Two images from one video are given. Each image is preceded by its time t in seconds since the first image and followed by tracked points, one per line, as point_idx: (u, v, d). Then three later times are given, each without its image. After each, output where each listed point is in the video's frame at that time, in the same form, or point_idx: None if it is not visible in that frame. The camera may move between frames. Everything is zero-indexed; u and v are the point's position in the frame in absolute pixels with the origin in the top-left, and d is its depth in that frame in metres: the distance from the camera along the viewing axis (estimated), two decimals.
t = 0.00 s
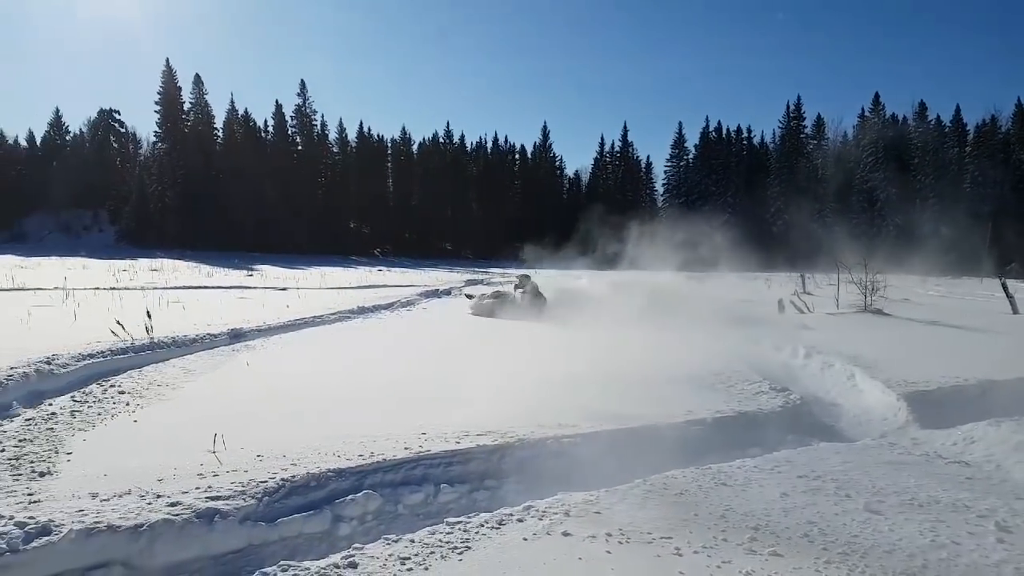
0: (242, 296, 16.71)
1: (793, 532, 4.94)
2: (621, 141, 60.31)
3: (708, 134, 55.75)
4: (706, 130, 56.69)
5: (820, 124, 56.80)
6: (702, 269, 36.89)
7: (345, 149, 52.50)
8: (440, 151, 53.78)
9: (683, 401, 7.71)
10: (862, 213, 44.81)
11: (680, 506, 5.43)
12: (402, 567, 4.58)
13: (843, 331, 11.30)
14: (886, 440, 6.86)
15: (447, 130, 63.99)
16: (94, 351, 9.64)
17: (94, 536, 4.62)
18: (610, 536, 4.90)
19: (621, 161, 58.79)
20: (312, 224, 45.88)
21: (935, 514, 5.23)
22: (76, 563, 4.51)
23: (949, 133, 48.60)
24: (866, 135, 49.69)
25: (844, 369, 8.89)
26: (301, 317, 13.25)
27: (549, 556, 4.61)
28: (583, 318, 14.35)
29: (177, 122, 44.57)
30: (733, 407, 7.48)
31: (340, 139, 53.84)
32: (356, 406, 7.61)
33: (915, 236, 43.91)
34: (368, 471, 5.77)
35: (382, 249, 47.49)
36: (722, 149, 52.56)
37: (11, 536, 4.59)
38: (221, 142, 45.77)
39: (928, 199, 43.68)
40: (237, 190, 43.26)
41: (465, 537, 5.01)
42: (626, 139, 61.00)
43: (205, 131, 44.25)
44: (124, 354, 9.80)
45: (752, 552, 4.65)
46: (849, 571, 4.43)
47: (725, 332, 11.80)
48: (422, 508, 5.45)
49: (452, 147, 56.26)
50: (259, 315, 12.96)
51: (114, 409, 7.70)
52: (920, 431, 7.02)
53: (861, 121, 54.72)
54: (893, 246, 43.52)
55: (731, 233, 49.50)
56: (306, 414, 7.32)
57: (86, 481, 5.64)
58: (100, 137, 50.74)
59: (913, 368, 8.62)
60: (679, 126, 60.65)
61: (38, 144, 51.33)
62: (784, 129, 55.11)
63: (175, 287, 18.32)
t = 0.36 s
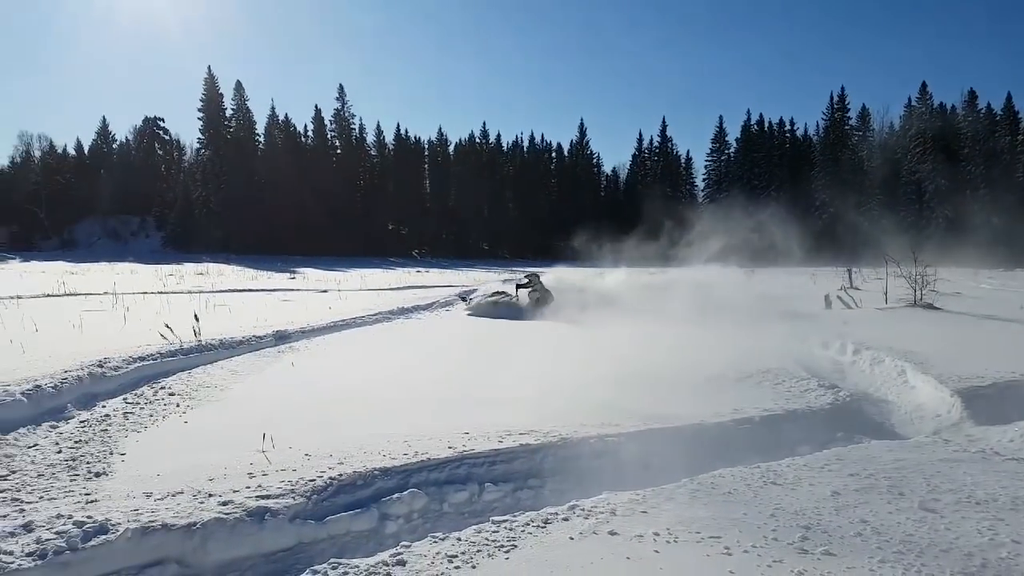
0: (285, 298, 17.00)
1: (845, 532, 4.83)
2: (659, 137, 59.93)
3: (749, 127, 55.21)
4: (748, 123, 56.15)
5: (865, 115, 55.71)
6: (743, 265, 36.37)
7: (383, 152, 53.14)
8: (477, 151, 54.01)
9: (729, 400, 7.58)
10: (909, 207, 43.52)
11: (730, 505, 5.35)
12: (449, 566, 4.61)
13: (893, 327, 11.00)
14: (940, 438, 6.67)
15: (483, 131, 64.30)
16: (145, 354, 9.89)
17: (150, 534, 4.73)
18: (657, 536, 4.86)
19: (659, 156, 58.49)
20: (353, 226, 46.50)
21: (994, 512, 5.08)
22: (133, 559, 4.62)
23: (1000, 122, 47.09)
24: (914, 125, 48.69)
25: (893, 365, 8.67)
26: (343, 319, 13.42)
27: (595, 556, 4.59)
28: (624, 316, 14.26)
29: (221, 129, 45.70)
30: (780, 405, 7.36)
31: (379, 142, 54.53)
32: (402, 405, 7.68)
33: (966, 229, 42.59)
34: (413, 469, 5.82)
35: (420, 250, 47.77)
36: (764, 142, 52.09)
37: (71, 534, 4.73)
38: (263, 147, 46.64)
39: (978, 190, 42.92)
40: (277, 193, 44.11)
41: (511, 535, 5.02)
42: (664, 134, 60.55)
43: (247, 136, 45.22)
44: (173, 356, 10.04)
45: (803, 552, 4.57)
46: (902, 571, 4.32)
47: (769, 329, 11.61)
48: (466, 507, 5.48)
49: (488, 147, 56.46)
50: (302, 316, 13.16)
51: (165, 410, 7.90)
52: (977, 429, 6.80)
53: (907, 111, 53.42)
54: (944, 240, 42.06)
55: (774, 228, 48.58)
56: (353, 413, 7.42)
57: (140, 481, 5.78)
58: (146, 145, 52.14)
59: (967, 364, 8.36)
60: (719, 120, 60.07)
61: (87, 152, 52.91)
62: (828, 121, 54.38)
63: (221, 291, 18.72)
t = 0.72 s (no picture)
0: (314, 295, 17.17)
1: (878, 533, 4.76)
2: (688, 132, 59.47)
3: (780, 122, 54.65)
4: (779, 117, 55.59)
5: (900, 109, 54.69)
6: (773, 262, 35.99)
7: (410, 149, 53.39)
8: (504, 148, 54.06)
9: (759, 399, 7.51)
10: (942, 202, 42.83)
11: (759, 505, 5.31)
12: (478, 560, 4.63)
13: (927, 326, 10.81)
14: (977, 439, 6.54)
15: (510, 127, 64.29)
16: (178, 349, 10.05)
17: (184, 525, 4.81)
18: (687, 534, 4.84)
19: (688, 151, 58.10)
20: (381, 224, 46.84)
21: None
22: (167, 550, 4.70)
23: None
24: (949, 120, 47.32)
25: (927, 365, 8.53)
26: (371, 315, 13.53)
27: (624, 553, 4.58)
28: (652, 314, 14.20)
29: (251, 126, 46.33)
30: (812, 405, 7.28)
31: (407, 139, 54.81)
32: (435, 401, 7.72)
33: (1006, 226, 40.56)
34: (441, 464, 5.85)
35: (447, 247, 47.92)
36: (795, 138, 51.64)
37: (107, 524, 4.80)
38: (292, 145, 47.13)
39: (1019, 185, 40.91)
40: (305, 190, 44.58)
41: (539, 531, 5.03)
42: (693, 129, 60.06)
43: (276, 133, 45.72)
44: (205, 351, 10.18)
45: (836, 551, 4.53)
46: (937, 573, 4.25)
47: (798, 328, 11.48)
48: (494, 503, 5.49)
49: (514, 144, 56.44)
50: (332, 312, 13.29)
51: (197, 403, 8.02)
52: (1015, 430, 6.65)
53: (944, 104, 52.24)
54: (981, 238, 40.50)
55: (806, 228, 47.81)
56: (384, 409, 7.47)
57: (173, 473, 5.87)
58: (177, 143, 52.94)
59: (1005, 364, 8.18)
60: (749, 116, 59.49)
61: (120, 150, 53.85)
62: (861, 116, 53.63)
63: (251, 287, 18.96)
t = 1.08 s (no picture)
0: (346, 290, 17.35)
1: (916, 538, 4.69)
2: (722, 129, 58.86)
3: (817, 119, 53.88)
4: (815, 114, 54.79)
5: (940, 107, 53.50)
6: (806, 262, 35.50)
7: (441, 146, 53.61)
8: (535, 144, 54.09)
9: (793, 401, 7.42)
10: (982, 202, 41.56)
11: (795, 508, 5.25)
12: (510, 556, 4.66)
13: (968, 329, 10.56)
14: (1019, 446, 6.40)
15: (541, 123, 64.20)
16: (213, 341, 10.22)
17: (221, 514, 4.91)
18: (722, 536, 4.81)
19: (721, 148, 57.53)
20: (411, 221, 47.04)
21: None
22: (204, 538, 4.79)
23: None
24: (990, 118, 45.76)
25: (966, 370, 8.36)
26: (401, 310, 13.64)
27: (657, 553, 4.57)
28: (683, 313, 14.12)
29: (285, 123, 46.98)
30: (848, 406, 7.19)
31: (437, 135, 55.04)
32: (467, 397, 7.73)
33: None
34: (472, 460, 5.88)
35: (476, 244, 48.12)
36: (832, 134, 50.84)
37: (145, 511, 4.91)
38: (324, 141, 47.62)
39: None
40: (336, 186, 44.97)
41: (571, 529, 5.04)
42: (728, 125, 59.41)
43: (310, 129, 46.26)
44: (240, 343, 10.35)
45: (873, 556, 4.47)
46: None
47: (834, 330, 11.29)
48: (525, 499, 5.51)
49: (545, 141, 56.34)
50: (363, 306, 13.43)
51: (233, 395, 8.17)
52: None
53: (986, 102, 50.96)
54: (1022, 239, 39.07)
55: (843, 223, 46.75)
56: (415, 405, 7.49)
57: (210, 463, 5.99)
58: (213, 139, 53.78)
59: None
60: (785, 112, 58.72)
61: (158, 145, 54.81)
62: (900, 113, 52.61)
63: (283, 281, 19.20)
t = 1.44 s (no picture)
0: (383, 285, 17.53)
1: (965, 538, 4.60)
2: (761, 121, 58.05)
3: (859, 111, 52.85)
4: (858, 106, 53.79)
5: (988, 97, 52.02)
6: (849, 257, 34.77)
7: (476, 142, 53.81)
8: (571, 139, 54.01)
9: (836, 397, 7.31)
10: None
11: (840, 505, 5.19)
12: (551, 550, 4.68)
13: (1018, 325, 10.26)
14: None
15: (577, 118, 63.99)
16: (255, 336, 10.42)
17: (266, 506, 5.02)
18: (764, 533, 4.78)
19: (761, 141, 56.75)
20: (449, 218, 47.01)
21: None
22: (251, 529, 4.91)
23: None
24: None
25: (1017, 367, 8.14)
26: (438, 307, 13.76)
27: (699, 550, 4.56)
28: (722, 308, 13.97)
29: (323, 120, 47.64)
30: (893, 404, 7.06)
31: (473, 131, 55.23)
32: (506, 393, 7.78)
33: None
34: (510, 454, 5.92)
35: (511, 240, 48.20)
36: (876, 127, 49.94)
37: (194, 502, 5.05)
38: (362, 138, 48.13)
39: None
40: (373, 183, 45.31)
41: (611, 524, 5.05)
42: (767, 117, 58.59)
43: (347, 126, 46.81)
44: (281, 338, 10.55)
45: (921, 555, 4.40)
46: None
47: (877, 325, 11.08)
48: (563, 494, 5.53)
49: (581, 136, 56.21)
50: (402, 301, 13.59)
51: (276, 389, 8.34)
52: None
53: None
54: None
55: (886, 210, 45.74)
56: (453, 400, 7.56)
57: (255, 455, 6.13)
58: (253, 137, 54.75)
59: None
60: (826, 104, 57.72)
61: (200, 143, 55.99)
62: (947, 104, 51.32)
63: (322, 277, 19.47)
